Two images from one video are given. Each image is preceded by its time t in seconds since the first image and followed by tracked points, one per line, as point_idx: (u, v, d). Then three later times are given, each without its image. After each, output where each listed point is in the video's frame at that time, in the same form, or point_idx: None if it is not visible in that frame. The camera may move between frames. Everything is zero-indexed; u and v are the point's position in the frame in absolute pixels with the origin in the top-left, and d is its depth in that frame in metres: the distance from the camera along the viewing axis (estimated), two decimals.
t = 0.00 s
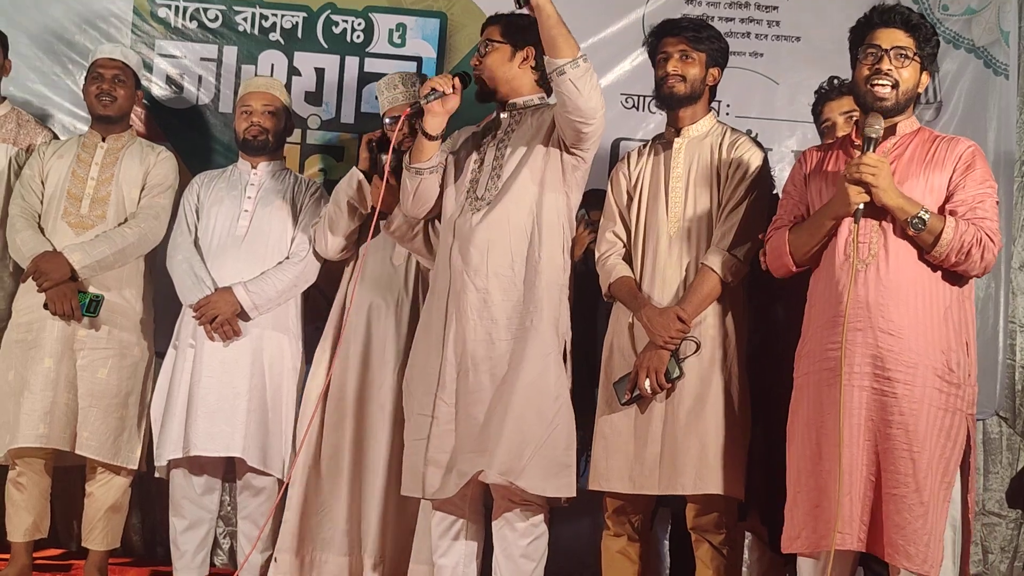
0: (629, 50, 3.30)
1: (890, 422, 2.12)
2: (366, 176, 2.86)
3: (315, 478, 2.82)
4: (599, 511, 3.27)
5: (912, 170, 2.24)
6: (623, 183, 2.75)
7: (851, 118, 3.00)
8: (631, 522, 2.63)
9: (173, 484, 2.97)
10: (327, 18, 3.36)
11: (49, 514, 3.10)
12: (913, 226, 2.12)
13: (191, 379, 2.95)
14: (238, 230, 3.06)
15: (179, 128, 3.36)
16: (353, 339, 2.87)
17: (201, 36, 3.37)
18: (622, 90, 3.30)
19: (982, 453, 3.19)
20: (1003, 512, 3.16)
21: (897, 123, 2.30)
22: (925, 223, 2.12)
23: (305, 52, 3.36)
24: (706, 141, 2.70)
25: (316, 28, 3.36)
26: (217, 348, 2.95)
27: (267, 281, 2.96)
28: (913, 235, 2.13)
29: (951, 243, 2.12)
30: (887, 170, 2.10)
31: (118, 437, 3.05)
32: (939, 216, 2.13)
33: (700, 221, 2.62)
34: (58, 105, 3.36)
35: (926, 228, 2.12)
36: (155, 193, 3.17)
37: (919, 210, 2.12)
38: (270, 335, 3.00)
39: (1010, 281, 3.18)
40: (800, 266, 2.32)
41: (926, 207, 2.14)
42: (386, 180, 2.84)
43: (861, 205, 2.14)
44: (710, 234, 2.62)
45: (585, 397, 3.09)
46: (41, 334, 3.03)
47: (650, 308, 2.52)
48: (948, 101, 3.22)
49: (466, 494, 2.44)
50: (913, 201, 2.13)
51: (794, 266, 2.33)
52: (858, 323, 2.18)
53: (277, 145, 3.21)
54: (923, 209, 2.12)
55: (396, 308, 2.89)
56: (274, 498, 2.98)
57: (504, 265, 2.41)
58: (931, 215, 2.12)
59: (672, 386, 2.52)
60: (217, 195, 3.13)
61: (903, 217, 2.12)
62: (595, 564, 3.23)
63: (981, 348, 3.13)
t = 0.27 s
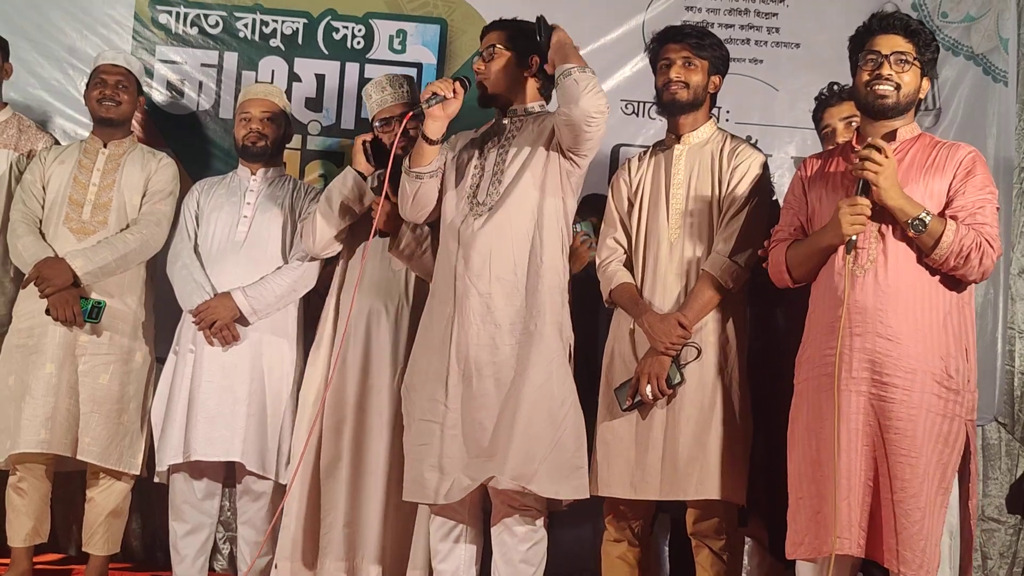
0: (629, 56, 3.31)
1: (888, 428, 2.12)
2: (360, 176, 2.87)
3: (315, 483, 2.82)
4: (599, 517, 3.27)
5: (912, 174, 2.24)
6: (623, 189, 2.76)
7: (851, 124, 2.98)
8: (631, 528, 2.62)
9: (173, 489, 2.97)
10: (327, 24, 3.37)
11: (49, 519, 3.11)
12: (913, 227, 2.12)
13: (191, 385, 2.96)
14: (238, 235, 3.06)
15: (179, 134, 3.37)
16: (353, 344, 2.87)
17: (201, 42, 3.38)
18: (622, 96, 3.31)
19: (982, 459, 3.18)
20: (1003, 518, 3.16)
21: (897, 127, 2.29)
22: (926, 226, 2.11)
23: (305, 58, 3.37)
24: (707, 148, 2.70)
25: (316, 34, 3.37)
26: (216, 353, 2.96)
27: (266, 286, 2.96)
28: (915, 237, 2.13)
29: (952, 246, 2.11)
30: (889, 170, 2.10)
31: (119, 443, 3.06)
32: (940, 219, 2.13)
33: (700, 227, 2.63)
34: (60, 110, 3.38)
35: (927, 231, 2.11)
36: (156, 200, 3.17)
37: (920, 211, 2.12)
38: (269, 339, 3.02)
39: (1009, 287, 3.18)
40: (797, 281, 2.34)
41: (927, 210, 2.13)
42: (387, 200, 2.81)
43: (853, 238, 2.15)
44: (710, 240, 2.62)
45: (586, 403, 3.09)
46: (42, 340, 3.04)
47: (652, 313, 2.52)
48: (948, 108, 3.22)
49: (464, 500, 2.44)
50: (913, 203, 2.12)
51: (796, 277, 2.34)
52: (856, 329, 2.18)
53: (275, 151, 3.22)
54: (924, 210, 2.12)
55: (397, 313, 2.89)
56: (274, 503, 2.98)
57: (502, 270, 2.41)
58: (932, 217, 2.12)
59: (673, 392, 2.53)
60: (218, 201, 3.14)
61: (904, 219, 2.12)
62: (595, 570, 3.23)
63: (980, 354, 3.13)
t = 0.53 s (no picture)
0: (630, 61, 3.31)
1: (885, 433, 2.13)
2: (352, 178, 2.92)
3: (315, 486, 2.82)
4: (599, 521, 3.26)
5: (911, 180, 2.24)
6: (624, 195, 2.76)
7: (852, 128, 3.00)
8: (631, 532, 2.63)
9: (174, 493, 2.97)
10: (328, 29, 3.38)
11: (51, 523, 3.11)
12: (911, 234, 2.12)
13: (192, 389, 2.96)
14: (238, 240, 3.07)
15: (180, 139, 3.37)
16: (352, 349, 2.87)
17: (202, 47, 3.38)
18: (623, 101, 3.31)
19: (982, 464, 3.18)
20: (1003, 523, 3.16)
21: (896, 134, 2.30)
22: (922, 233, 2.12)
23: (306, 63, 3.37)
24: (708, 154, 2.71)
25: (317, 39, 3.38)
26: (217, 358, 2.96)
27: (266, 291, 2.96)
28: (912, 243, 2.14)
29: (949, 253, 2.11)
30: (886, 178, 2.11)
31: (120, 447, 3.06)
32: (937, 226, 2.13)
33: (700, 232, 2.63)
34: (61, 115, 3.38)
35: (923, 239, 2.12)
36: (159, 206, 3.18)
37: (917, 218, 2.12)
38: (268, 344, 3.01)
39: (1009, 292, 3.19)
40: (801, 291, 2.35)
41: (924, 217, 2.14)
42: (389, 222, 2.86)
43: (853, 251, 2.15)
44: (711, 245, 2.62)
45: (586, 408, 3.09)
46: (45, 344, 3.04)
47: (652, 319, 2.53)
48: (948, 113, 3.23)
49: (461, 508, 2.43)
50: (911, 210, 2.13)
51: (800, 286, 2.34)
52: (854, 334, 2.18)
53: (276, 157, 3.21)
54: (920, 218, 2.12)
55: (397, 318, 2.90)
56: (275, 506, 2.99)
57: (501, 274, 2.41)
58: (929, 224, 2.12)
59: (673, 397, 2.53)
60: (218, 207, 3.14)
61: (901, 226, 2.13)
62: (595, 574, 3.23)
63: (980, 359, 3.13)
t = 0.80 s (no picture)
0: (630, 65, 3.32)
1: (883, 436, 2.12)
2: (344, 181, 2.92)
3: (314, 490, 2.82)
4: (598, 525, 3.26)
5: (909, 185, 2.24)
6: (624, 199, 2.76)
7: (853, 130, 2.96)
8: (631, 535, 2.62)
9: (174, 495, 2.97)
10: (328, 33, 3.38)
11: (50, 525, 3.11)
12: (904, 238, 2.12)
13: (190, 393, 2.96)
14: (237, 244, 3.07)
15: (180, 142, 3.38)
16: (350, 352, 2.88)
17: (203, 50, 3.39)
18: (622, 105, 3.32)
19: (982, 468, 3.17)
20: (1003, 527, 3.15)
21: (896, 138, 2.30)
22: (916, 237, 2.11)
23: (306, 67, 3.38)
24: (707, 158, 2.70)
25: (317, 43, 3.38)
26: (214, 361, 2.97)
27: (264, 294, 2.96)
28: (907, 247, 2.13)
29: (943, 257, 2.10)
30: (878, 183, 2.11)
31: (120, 451, 3.05)
32: (932, 229, 2.12)
33: (700, 236, 2.63)
34: (60, 117, 3.38)
35: (917, 243, 2.11)
36: (163, 213, 3.21)
37: (912, 222, 2.12)
38: (265, 348, 3.01)
39: (1009, 296, 3.19)
40: (807, 297, 2.35)
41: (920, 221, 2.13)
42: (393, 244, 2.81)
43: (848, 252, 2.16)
44: (710, 249, 2.62)
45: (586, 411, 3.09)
46: (46, 347, 3.04)
47: (650, 322, 2.53)
48: (948, 116, 3.23)
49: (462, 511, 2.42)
50: (906, 214, 2.12)
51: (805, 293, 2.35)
52: (853, 337, 2.18)
53: (276, 161, 3.21)
54: (914, 222, 2.11)
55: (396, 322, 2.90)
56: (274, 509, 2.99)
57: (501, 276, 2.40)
58: (924, 228, 2.11)
59: (672, 400, 2.53)
60: (217, 211, 3.14)
61: (895, 231, 2.13)
62: None
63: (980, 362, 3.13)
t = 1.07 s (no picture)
0: (630, 69, 3.32)
1: (874, 438, 2.12)
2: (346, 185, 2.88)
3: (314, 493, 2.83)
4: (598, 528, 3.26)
5: (905, 188, 2.21)
6: (626, 203, 2.77)
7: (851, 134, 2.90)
8: (631, 539, 2.62)
9: (173, 499, 2.98)
10: (329, 36, 3.39)
11: (50, 528, 3.12)
12: (891, 242, 2.10)
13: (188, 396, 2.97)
14: (235, 246, 3.07)
15: (181, 145, 3.38)
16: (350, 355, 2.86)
17: (203, 54, 3.39)
18: (622, 109, 3.32)
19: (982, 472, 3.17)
20: (1003, 530, 3.15)
21: (894, 142, 2.27)
22: (903, 239, 2.09)
23: (307, 70, 3.38)
24: (707, 163, 2.69)
25: (318, 47, 3.39)
26: (211, 364, 2.97)
27: (260, 297, 2.97)
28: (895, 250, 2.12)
29: (928, 258, 2.08)
30: (868, 184, 2.12)
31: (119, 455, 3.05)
32: (920, 231, 2.10)
33: (701, 240, 2.63)
34: (61, 121, 3.39)
35: (904, 245, 2.09)
36: (163, 218, 3.22)
37: (898, 224, 2.10)
38: (262, 351, 3.01)
39: (1008, 300, 3.19)
40: (818, 299, 2.38)
41: (908, 222, 2.11)
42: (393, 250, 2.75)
43: (843, 258, 2.16)
44: (709, 254, 2.62)
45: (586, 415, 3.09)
46: (47, 351, 3.04)
47: (649, 326, 2.53)
48: (948, 120, 3.23)
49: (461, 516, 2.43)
50: (894, 215, 2.11)
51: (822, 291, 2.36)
52: (848, 339, 2.20)
53: (275, 164, 3.22)
54: (902, 224, 2.10)
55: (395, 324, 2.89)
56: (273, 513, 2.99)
57: (500, 280, 2.41)
58: (911, 230, 2.09)
59: (670, 405, 2.52)
60: (216, 214, 3.15)
61: (882, 234, 2.12)
62: None
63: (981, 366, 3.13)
